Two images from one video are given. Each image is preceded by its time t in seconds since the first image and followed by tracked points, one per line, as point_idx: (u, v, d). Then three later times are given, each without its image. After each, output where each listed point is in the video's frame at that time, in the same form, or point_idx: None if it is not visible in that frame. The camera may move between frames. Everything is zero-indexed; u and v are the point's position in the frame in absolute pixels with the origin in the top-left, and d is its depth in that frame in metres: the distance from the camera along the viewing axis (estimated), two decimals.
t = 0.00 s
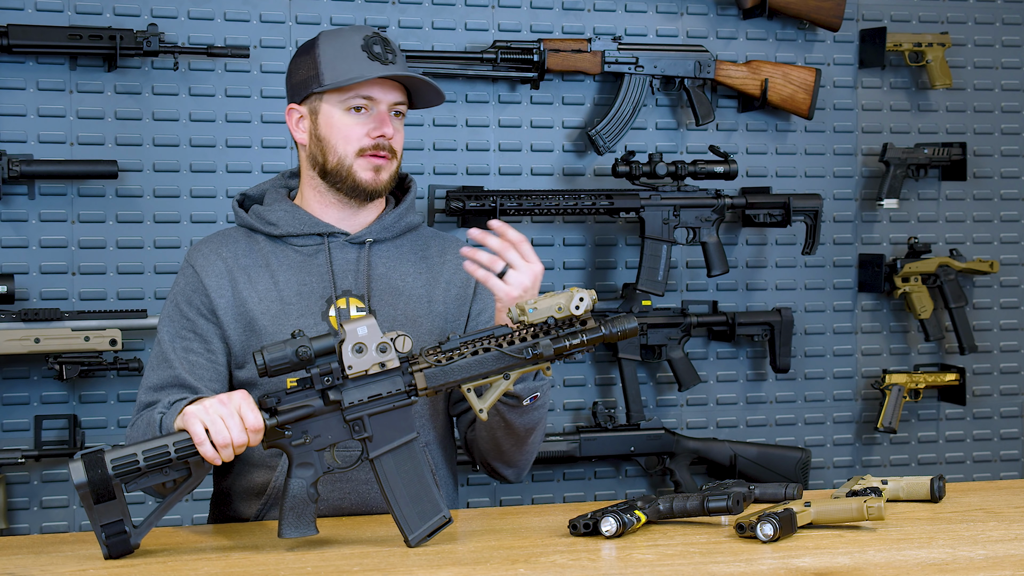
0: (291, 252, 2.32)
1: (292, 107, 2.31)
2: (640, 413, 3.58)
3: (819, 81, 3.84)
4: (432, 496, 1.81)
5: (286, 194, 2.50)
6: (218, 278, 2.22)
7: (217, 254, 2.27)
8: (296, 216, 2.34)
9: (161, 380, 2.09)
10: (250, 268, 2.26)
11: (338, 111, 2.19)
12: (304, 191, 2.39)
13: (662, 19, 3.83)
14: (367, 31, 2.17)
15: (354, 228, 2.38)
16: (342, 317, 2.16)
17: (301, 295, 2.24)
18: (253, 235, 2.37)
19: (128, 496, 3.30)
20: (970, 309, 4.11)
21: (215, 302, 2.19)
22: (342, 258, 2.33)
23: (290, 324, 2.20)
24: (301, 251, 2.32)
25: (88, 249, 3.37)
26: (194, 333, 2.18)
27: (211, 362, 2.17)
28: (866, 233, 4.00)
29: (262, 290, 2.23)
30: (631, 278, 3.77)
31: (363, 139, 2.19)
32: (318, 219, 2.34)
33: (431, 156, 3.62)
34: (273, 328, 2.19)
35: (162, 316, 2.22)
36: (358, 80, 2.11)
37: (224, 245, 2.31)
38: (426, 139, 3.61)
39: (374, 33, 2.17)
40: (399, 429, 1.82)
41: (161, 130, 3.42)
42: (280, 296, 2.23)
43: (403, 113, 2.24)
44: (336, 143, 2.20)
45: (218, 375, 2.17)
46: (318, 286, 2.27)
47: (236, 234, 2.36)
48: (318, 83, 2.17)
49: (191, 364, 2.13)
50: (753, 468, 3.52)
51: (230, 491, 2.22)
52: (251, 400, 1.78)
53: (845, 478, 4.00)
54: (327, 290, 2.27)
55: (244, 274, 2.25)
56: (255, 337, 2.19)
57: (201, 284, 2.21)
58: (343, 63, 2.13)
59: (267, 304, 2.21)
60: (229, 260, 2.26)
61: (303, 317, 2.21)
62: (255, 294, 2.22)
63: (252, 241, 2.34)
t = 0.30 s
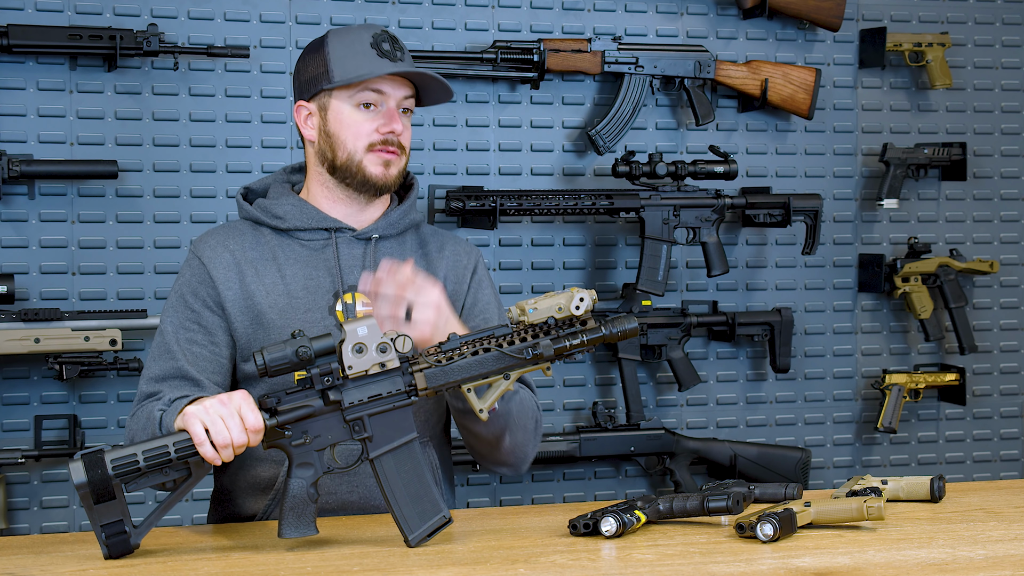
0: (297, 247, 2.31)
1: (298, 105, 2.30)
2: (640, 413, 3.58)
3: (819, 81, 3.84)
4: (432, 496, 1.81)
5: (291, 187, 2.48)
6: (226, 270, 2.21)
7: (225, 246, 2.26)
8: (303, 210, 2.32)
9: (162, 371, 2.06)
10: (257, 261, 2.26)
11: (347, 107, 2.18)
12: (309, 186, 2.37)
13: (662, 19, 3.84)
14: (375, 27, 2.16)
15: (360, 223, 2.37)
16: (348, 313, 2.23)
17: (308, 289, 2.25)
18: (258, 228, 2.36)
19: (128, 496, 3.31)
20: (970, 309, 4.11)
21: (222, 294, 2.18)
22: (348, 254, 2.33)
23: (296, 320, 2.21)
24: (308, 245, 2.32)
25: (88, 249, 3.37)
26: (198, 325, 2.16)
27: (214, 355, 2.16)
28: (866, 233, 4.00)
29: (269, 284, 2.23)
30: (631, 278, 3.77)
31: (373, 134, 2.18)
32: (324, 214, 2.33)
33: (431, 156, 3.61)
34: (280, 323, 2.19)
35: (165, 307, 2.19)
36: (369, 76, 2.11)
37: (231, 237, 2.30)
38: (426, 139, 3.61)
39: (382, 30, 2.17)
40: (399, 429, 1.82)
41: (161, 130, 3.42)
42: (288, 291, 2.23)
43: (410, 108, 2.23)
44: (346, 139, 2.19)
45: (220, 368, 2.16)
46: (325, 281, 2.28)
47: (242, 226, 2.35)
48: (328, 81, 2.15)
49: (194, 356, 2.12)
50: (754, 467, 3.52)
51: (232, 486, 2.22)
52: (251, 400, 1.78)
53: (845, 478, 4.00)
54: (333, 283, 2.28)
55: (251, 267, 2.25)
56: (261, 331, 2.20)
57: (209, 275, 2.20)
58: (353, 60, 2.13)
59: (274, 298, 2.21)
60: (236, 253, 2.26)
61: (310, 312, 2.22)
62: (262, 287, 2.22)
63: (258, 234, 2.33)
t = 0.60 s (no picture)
0: (293, 241, 2.27)
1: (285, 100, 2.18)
2: (640, 413, 3.58)
3: (819, 81, 3.84)
4: (431, 496, 1.81)
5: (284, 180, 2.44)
6: (224, 265, 2.16)
7: (221, 241, 2.21)
8: (299, 204, 2.28)
9: (159, 368, 2.01)
10: (255, 256, 2.22)
11: (328, 99, 2.05)
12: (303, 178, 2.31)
13: (662, 19, 3.83)
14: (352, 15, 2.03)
15: (355, 215, 2.33)
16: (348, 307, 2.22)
17: (307, 283, 2.22)
18: (253, 221, 2.31)
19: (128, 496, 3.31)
20: (970, 309, 4.11)
21: (221, 290, 2.14)
22: (345, 246, 2.29)
23: (297, 316, 2.17)
24: (304, 239, 2.28)
25: (88, 249, 3.37)
26: (197, 321, 2.11)
27: (213, 352, 2.10)
28: (866, 233, 4.00)
29: (268, 279, 2.19)
30: (631, 278, 3.77)
31: (357, 126, 2.05)
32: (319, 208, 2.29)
33: (431, 156, 3.62)
34: (281, 320, 2.16)
35: (161, 303, 2.13)
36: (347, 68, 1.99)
37: (227, 232, 2.25)
38: (426, 139, 3.61)
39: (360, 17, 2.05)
40: (399, 429, 1.82)
41: (161, 130, 3.42)
42: (287, 285, 2.19)
43: (396, 94, 2.08)
44: (330, 133, 2.07)
45: (218, 365, 2.11)
46: (323, 274, 2.24)
47: (237, 221, 2.30)
48: (306, 75, 2.03)
49: (192, 353, 2.06)
50: (754, 468, 3.52)
51: (237, 483, 2.21)
52: (251, 400, 1.78)
53: (845, 478, 4.00)
54: (331, 276, 2.24)
55: (249, 262, 2.20)
56: (262, 328, 2.15)
57: (206, 271, 2.15)
58: (330, 52, 2.00)
59: (274, 293, 2.18)
60: (233, 248, 2.21)
61: (309, 307, 2.19)
62: (262, 284, 2.18)
63: (254, 228, 2.28)
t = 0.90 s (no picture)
0: (297, 246, 2.22)
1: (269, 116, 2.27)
2: (640, 413, 3.58)
3: (819, 81, 3.84)
4: (431, 496, 1.80)
5: (284, 182, 2.37)
6: (227, 273, 2.13)
7: (224, 248, 2.16)
8: (298, 208, 2.22)
9: (161, 371, 2.00)
10: (258, 261, 2.17)
11: (295, 110, 2.11)
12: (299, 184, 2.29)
13: (662, 19, 3.83)
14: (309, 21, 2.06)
15: (354, 215, 2.28)
16: (354, 308, 2.17)
17: (313, 288, 2.17)
18: (257, 227, 2.25)
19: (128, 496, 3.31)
20: (970, 309, 4.11)
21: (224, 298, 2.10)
22: (349, 247, 2.24)
23: (302, 320, 2.13)
24: (308, 243, 2.23)
25: (88, 249, 3.37)
26: (199, 327, 2.09)
27: (215, 357, 2.08)
28: (866, 233, 4.00)
29: (273, 285, 2.15)
30: (631, 278, 3.77)
31: (324, 132, 2.10)
32: (319, 210, 2.24)
33: (431, 156, 3.61)
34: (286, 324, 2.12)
35: (164, 310, 2.11)
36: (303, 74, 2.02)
37: (230, 238, 2.21)
38: (426, 139, 3.61)
39: (319, 21, 2.06)
40: (398, 428, 1.82)
41: (161, 130, 3.42)
42: (292, 291, 2.15)
43: (362, 95, 2.10)
44: (301, 143, 2.13)
45: (221, 370, 2.08)
46: (329, 277, 2.19)
47: (240, 227, 2.25)
48: (272, 86, 2.10)
49: (194, 358, 2.04)
50: (753, 468, 3.52)
51: (247, 483, 2.18)
52: (251, 399, 1.77)
53: (845, 478, 4.00)
54: (335, 278, 2.19)
55: (253, 267, 2.16)
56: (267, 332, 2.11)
57: (209, 279, 2.11)
58: (289, 62, 2.05)
59: (279, 299, 2.13)
60: (236, 254, 2.17)
61: (316, 311, 2.15)
62: (266, 289, 2.14)
63: (258, 235, 2.23)
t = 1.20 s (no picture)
0: (347, 244, 2.12)
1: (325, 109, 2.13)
2: (640, 413, 3.58)
3: (819, 81, 3.84)
4: (432, 496, 1.80)
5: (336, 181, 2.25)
6: (274, 266, 2.06)
7: (273, 241, 2.10)
8: (350, 205, 2.12)
9: (194, 356, 2.01)
10: (306, 257, 2.09)
11: (356, 107, 1.97)
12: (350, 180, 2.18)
13: (663, 19, 3.83)
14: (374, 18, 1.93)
15: (405, 216, 2.17)
16: (399, 309, 2.06)
17: (359, 285, 2.08)
18: (306, 223, 2.16)
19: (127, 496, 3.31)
20: (970, 309, 4.11)
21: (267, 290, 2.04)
22: (397, 247, 2.12)
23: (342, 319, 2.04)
24: (357, 241, 2.12)
25: (88, 249, 3.37)
26: (237, 317, 2.05)
27: (249, 348, 2.04)
28: (866, 233, 4.00)
29: (319, 281, 2.07)
30: (631, 278, 3.77)
31: (386, 132, 1.97)
32: (371, 208, 2.14)
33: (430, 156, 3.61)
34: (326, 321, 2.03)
35: (206, 297, 2.09)
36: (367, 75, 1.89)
37: (278, 232, 2.14)
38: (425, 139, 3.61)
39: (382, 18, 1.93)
40: (399, 429, 1.82)
41: (161, 130, 3.42)
42: (338, 288, 2.06)
43: (426, 95, 1.97)
44: (360, 142, 2.00)
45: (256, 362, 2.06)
46: (377, 276, 2.09)
47: (290, 221, 2.17)
48: (334, 83, 1.96)
49: (227, 346, 2.02)
50: (754, 468, 3.52)
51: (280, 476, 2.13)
52: (251, 400, 1.77)
53: (845, 478, 4.00)
54: (381, 277, 2.09)
55: (301, 263, 2.08)
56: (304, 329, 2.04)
57: (256, 271, 2.06)
58: (353, 60, 1.91)
59: (322, 295, 2.05)
60: (284, 248, 2.09)
61: (358, 310, 2.05)
62: (312, 284, 2.06)
63: (306, 229, 2.15)
